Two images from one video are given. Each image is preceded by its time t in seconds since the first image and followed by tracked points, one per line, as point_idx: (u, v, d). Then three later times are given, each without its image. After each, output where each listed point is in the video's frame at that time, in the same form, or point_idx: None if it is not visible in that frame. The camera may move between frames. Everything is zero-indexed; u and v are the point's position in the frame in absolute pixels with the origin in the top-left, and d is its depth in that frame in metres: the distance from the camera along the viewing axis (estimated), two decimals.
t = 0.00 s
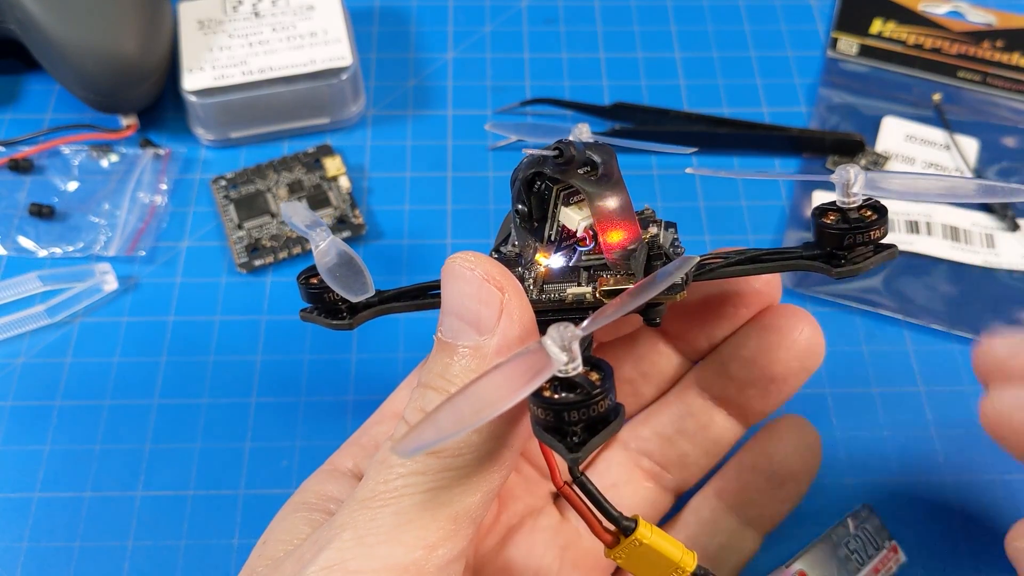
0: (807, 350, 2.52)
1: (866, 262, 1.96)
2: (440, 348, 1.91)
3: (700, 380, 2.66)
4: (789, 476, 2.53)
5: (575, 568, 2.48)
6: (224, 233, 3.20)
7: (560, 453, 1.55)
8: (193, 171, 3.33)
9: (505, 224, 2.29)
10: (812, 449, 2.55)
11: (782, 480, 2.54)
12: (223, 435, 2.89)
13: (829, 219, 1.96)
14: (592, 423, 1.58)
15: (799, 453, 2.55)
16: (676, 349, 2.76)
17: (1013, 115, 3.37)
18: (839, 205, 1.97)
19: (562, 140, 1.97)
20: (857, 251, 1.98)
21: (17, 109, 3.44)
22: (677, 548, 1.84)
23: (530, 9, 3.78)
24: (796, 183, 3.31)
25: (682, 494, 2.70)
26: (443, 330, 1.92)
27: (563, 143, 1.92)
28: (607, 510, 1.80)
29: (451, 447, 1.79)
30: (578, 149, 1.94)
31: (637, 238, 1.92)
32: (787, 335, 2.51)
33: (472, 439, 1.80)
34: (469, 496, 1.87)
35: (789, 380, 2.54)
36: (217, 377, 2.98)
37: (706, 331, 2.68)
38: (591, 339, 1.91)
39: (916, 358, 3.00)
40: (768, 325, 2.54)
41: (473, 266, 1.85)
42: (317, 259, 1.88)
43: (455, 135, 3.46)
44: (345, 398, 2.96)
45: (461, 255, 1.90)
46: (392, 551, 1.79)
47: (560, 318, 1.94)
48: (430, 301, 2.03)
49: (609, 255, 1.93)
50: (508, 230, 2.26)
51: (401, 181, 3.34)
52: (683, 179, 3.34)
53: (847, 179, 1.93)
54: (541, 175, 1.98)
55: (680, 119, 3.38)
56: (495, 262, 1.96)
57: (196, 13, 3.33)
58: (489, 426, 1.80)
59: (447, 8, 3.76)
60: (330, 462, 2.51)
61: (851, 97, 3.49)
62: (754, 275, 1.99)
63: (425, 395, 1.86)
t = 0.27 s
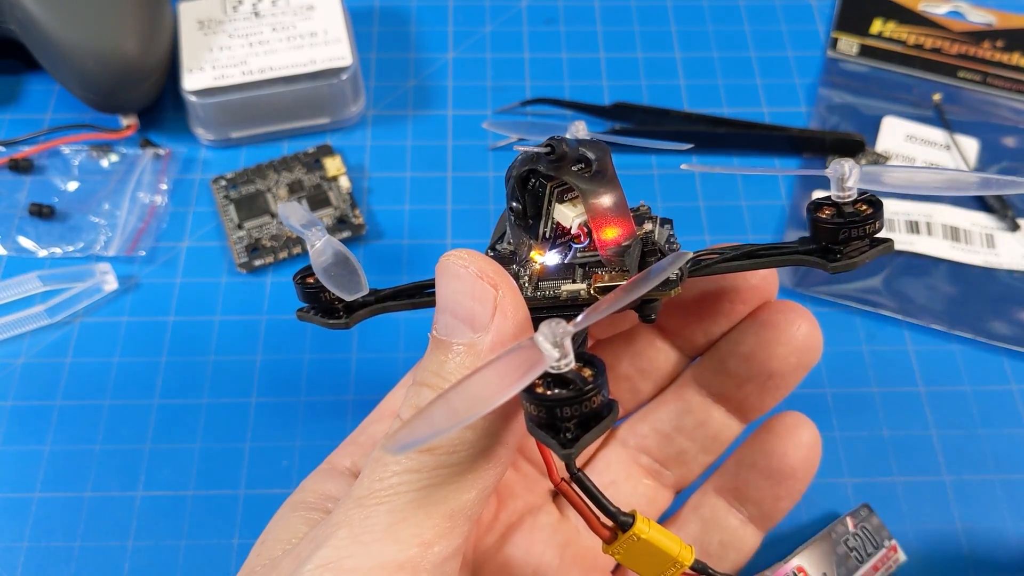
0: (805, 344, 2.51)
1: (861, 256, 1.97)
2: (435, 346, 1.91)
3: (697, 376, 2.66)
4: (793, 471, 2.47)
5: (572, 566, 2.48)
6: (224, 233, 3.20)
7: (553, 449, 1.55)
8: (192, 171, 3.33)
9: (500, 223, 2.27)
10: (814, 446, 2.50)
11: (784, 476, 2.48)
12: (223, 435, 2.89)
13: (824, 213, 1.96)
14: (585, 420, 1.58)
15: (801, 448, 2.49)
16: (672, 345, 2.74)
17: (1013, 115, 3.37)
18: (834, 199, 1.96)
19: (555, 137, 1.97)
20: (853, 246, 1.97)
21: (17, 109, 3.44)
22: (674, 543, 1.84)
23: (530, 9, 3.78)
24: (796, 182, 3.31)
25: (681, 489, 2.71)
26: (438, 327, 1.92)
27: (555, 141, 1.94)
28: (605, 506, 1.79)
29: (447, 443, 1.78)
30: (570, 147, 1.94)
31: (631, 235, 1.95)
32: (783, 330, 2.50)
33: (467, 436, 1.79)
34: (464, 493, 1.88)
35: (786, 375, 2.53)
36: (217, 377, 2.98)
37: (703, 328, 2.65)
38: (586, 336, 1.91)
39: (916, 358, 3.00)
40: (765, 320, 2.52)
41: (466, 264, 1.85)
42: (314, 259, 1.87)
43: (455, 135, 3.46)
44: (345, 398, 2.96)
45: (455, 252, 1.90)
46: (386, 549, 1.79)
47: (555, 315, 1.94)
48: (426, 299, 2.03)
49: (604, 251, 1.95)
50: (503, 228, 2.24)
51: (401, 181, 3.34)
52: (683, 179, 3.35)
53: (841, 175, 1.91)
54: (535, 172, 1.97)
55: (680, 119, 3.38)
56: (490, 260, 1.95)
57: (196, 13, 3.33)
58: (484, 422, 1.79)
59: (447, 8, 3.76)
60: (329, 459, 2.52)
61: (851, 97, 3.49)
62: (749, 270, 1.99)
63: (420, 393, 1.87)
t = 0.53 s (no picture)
0: (801, 340, 2.54)
1: (859, 254, 1.97)
2: (436, 344, 1.91)
3: (695, 372, 2.66)
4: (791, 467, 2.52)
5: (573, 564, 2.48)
6: (224, 232, 3.20)
7: (558, 446, 1.55)
8: (193, 171, 3.33)
9: (500, 221, 2.28)
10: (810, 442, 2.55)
11: (783, 472, 2.53)
12: (223, 435, 2.89)
13: (823, 210, 1.97)
14: (590, 417, 1.58)
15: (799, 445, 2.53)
16: (672, 343, 2.75)
17: (1013, 116, 3.37)
18: (833, 197, 1.98)
19: (556, 136, 1.97)
20: (851, 243, 1.98)
21: (17, 109, 3.44)
22: (674, 542, 1.84)
23: (530, 9, 3.78)
24: (796, 182, 3.31)
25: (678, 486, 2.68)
26: (439, 325, 1.91)
27: (558, 138, 1.93)
28: (604, 505, 1.80)
29: (451, 440, 1.80)
30: (573, 145, 1.94)
31: (632, 233, 1.95)
32: (780, 326, 2.53)
33: (470, 432, 1.80)
34: (467, 490, 1.87)
35: (783, 371, 2.55)
36: (218, 377, 2.98)
37: (700, 325, 2.67)
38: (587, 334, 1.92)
39: (916, 358, 3.00)
40: (761, 317, 2.56)
41: (467, 261, 1.86)
42: (314, 256, 1.87)
43: (455, 135, 3.46)
44: (346, 399, 2.96)
45: (458, 250, 1.91)
46: (389, 546, 1.79)
47: (556, 313, 1.94)
48: (427, 297, 2.04)
49: (604, 249, 1.94)
50: (503, 227, 2.24)
51: (401, 181, 3.34)
52: (683, 179, 3.35)
53: (839, 172, 1.94)
54: (537, 170, 1.98)
55: (680, 119, 3.38)
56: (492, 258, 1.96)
57: (197, 13, 3.33)
58: (485, 419, 1.80)
59: (447, 8, 3.76)
60: (330, 457, 2.51)
61: (851, 97, 3.49)
62: (750, 267, 2.00)
63: (422, 391, 1.87)
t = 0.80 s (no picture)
0: (799, 341, 2.52)
1: (859, 257, 1.97)
2: (436, 347, 1.91)
3: (694, 374, 2.66)
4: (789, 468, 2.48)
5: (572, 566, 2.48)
6: (224, 232, 3.20)
7: (556, 450, 1.56)
8: (193, 170, 3.33)
9: (499, 225, 2.28)
10: (809, 446, 2.51)
11: (782, 473, 2.49)
12: (223, 435, 2.89)
13: (823, 214, 1.97)
14: (588, 421, 1.58)
15: (797, 448, 2.49)
16: (671, 345, 2.75)
17: (1013, 115, 3.36)
18: (833, 201, 1.97)
19: (555, 139, 1.97)
20: (852, 246, 1.97)
21: (17, 109, 3.44)
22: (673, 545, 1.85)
23: (530, 9, 3.78)
24: (796, 182, 3.31)
25: (676, 487, 2.68)
26: (438, 328, 1.91)
27: (557, 141, 1.94)
28: (604, 507, 1.81)
29: (450, 444, 1.80)
30: (572, 147, 1.94)
31: (631, 236, 1.96)
32: (779, 328, 2.51)
33: (469, 436, 1.80)
34: (467, 493, 1.87)
35: (782, 371, 2.53)
36: (218, 378, 2.98)
37: (700, 327, 2.68)
38: (586, 337, 1.91)
39: (916, 358, 3.00)
40: (760, 317, 2.55)
41: (467, 264, 1.85)
42: (313, 258, 1.87)
43: (455, 135, 3.46)
44: (346, 399, 2.96)
45: (457, 253, 1.90)
46: (389, 550, 1.79)
47: (555, 317, 1.94)
48: (426, 299, 2.03)
49: (604, 252, 1.96)
50: (502, 230, 2.25)
51: (401, 181, 3.34)
52: (683, 179, 3.35)
53: (839, 175, 1.93)
54: (536, 173, 1.96)
55: (680, 119, 3.37)
56: (491, 261, 1.96)
57: (197, 13, 3.33)
58: (484, 422, 1.80)
59: (447, 8, 3.76)
60: (329, 460, 2.51)
61: (851, 97, 3.49)
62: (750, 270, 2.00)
63: (422, 393, 1.87)
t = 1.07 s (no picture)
0: (794, 344, 2.54)
1: (857, 263, 1.97)
2: (433, 353, 1.91)
3: (691, 377, 2.66)
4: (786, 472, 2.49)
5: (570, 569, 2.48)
6: (224, 233, 3.21)
7: (551, 457, 1.56)
8: (193, 171, 3.33)
9: (497, 228, 2.28)
10: (805, 449, 2.52)
11: (779, 477, 2.50)
12: (223, 435, 2.89)
13: (820, 220, 1.97)
14: (583, 428, 1.58)
15: (794, 451, 2.51)
16: (668, 349, 2.74)
17: (1013, 115, 3.37)
18: (830, 206, 1.98)
19: (553, 144, 1.98)
20: (848, 252, 1.98)
21: (17, 109, 3.44)
22: (673, 548, 1.84)
23: (531, 9, 3.78)
24: (796, 184, 3.30)
25: (673, 492, 2.68)
26: (435, 334, 1.91)
27: (553, 147, 1.94)
28: (603, 512, 1.80)
29: (446, 452, 1.79)
30: (569, 153, 1.95)
31: (629, 241, 1.93)
32: (775, 331, 2.53)
33: (466, 443, 1.79)
34: (466, 500, 1.87)
35: (777, 374, 2.55)
36: (217, 378, 2.98)
37: (696, 331, 2.67)
38: (582, 343, 1.91)
39: (916, 358, 3.00)
40: (756, 320, 2.57)
41: (463, 270, 1.85)
42: (309, 264, 1.88)
43: (455, 135, 3.46)
44: (345, 399, 2.96)
45: (453, 259, 1.89)
46: (389, 559, 1.79)
47: (552, 322, 1.94)
48: (422, 305, 2.03)
49: (601, 257, 1.94)
50: (500, 234, 2.24)
51: (401, 181, 3.34)
52: (683, 180, 3.34)
53: (838, 181, 1.93)
54: (532, 178, 1.98)
55: (680, 119, 3.37)
56: (487, 266, 1.95)
57: (197, 13, 3.33)
58: (482, 428, 1.80)
59: (447, 8, 3.76)
60: (323, 468, 2.51)
61: (851, 97, 3.49)
62: (746, 276, 2.00)
63: (418, 401, 1.86)
